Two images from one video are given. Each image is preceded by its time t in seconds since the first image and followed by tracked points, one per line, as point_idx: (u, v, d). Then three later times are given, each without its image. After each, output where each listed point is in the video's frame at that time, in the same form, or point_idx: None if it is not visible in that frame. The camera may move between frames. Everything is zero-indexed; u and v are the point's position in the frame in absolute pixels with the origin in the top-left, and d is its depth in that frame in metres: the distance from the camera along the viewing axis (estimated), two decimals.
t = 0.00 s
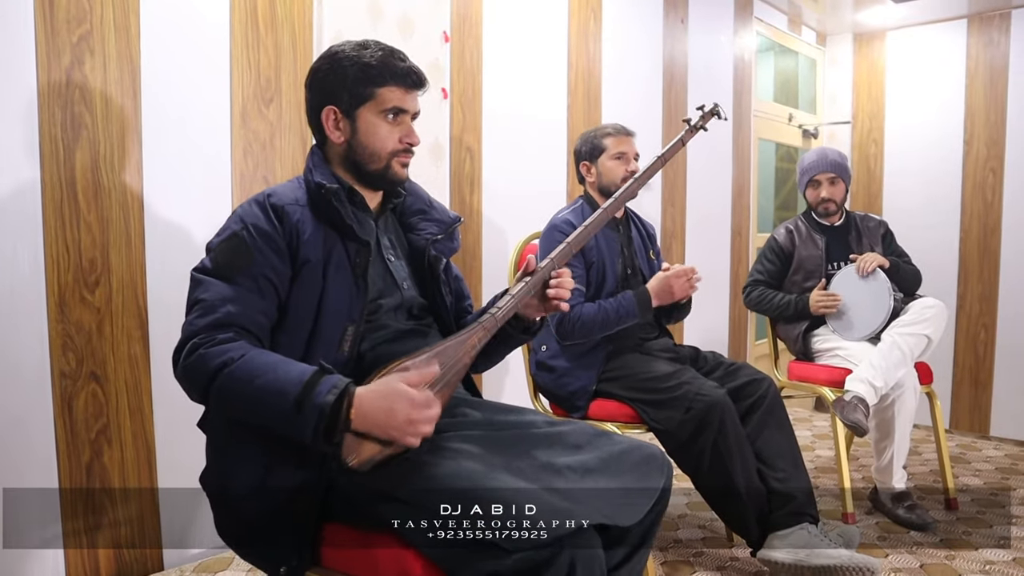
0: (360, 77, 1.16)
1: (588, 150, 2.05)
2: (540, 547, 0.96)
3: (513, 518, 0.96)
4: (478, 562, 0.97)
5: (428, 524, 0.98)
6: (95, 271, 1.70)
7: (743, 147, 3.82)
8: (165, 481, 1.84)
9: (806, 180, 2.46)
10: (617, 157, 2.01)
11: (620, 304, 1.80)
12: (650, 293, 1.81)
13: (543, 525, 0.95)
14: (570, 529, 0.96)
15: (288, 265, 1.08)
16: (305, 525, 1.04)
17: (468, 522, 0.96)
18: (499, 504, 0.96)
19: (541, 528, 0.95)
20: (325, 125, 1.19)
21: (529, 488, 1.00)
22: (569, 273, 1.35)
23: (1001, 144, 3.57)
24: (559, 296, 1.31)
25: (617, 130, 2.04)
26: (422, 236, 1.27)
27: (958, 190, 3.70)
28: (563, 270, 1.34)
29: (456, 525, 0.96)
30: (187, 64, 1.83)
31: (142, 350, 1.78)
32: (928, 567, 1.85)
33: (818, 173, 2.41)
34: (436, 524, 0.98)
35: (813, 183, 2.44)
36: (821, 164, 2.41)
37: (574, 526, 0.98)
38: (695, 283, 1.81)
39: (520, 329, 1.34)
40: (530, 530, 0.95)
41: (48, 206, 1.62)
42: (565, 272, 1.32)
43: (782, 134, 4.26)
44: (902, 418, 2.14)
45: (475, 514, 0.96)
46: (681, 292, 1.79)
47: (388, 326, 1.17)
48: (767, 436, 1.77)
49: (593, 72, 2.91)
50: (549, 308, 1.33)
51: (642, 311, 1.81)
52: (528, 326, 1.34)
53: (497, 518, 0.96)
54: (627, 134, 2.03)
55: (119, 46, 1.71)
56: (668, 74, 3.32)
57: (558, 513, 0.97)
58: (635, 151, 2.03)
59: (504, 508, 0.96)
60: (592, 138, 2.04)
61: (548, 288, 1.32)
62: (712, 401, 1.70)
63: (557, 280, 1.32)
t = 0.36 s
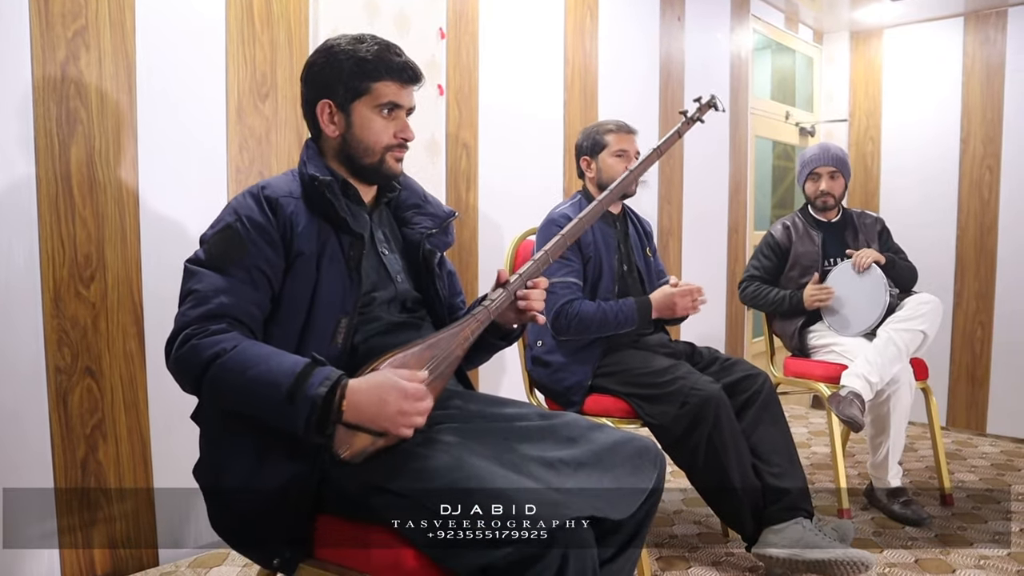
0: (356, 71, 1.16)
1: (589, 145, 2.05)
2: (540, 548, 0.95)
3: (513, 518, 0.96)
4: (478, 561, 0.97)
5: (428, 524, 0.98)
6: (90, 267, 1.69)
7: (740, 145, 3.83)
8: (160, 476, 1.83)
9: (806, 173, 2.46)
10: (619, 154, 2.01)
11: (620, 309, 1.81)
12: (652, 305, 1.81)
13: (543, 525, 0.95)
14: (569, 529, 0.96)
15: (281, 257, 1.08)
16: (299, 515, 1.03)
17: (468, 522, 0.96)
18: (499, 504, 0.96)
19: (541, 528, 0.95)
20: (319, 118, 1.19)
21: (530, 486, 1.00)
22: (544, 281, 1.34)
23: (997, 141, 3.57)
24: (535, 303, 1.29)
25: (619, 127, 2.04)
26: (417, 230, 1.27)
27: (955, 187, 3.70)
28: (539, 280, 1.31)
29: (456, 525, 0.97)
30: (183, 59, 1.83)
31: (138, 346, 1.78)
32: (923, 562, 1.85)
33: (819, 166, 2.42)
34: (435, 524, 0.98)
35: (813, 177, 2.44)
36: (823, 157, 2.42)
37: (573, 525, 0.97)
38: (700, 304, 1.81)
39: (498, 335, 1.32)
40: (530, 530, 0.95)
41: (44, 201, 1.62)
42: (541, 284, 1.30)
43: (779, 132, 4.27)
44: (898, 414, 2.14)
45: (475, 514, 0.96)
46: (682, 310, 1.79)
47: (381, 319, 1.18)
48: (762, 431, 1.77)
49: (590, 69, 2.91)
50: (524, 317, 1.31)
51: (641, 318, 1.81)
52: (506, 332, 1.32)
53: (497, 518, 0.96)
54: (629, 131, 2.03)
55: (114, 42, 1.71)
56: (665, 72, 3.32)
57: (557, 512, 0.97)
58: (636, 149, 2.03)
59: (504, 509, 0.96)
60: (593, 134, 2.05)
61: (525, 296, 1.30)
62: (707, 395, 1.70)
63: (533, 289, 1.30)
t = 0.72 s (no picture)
0: (347, 67, 1.16)
1: (589, 144, 2.06)
2: (539, 546, 0.97)
3: (513, 518, 0.96)
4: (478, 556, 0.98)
5: (428, 525, 0.99)
6: (89, 264, 1.70)
7: (738, 145, 3.83)
8: (159, 473, 1.84)
9: (804, 172, 2.46)
10: (619, 152, 2.02)
11: (616, 299, 1.81)
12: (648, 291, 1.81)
13: (543, 526, 0.97)
14: (570, 529, 0.98)
15: (277, 251, 1.09)
16: (297, 506, 1.04)
17: (468, 522, 0.97)
18: (499, 504, 0.97)
19: (541, 528, 0.96)
20: (312, 114, 1.20)
21: (530, 484, 1.00)
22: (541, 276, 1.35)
23: (995, 141, 3.58)
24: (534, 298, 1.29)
25: (619, 126, 2.05)
26: (413, 224, 1.28)
27: (953, 187, 3.71)
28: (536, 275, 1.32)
29: (456, 525, 0.97)
30: (182, 58, 1.84)
31: (136, 343, 1.78)
32: (918, 559, 1.86)
33: (818, 164, 2.42)
34: (436, 524, 0.99)
35: (812, 175, 2.45)
36: (822, 156, 2.43)
37: (573, 526, 0.98)
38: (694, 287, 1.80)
39: (494, 333, 1.32)
40: (530, 530, 0.96)
41: (42, 199, 1.63)
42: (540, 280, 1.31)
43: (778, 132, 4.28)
44: (893, 411, 2.15)
45: (474, 514, 0.97)
46: (677, 294, 1.78)
47: (378, 312, 1.19)
48: (758, 428, 1.78)
49: (588, 68, 2.91)
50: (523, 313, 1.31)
51: (638, 307, 1.82)
52: (503, 330, 1.32)
53: (497, 518, 0.96)
54: (629, 130, 2.04)
55: (112, 39, 1.72)
56: (663, 72, 3.33)
57: (558, 513, 0.98)
58: (636, 147, 2.04)
59: (504, 509, 0.96)
60: (594, 132, 2.05)
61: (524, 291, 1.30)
62: (703, 392, 1.71)
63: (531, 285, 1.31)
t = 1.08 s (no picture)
0: (361, 80, 1.16)
1: (587, 143, 2.06)
2: (538, 545, 0.98)
3: (513, 518, 0.97)
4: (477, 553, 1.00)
5: (428, 524, 1.00)
6: (89, 262, 1.71)
7: (735, 144, 3.84)
8: (158, 471, 1.85)
9: (808, 173, 2.45)
10: (616, 151, 2.03)
11: (612, 298, 1.82)
12: (643, 290, 1.81)
13: (543, 526, 0.98)
14: (570, 529, 1.00)
15: (277, 250, 1.10)
16: (295, 504, 1.05)
17: (468, 522, 0.98)
18: (499, 504, 0.97)
19: (541, 528, 0.98)
20: (321, 116, 1.21)
21: (528, 482, 1.00)
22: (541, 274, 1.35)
23: (992, 140, 3.59)
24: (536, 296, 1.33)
25: (616, 125, 2.06)
26: (412, 225, 1.29)
27: (950, 187, 3.72)
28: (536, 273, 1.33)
29: (456, 525, 0.98)
30: (181, 57, 1.85)
31: (136, 341, 1.79)
32: (914, 556, 1.87)
33: (823, 163, 2.43)
34: (436, 524, 1.00)
35: (816, 176, 2.44)
36: (822, 156, 2.45)
37: (572, 526, 1.00)
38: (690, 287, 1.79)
39: (491, 331, 1.34)
40: (530, 530, 0.97)
41: (42, 198, 1.64)
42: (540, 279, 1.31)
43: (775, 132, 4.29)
44: (890, 410, 2.16)
45: (474, 514, 0.97)
46: (675, 294, 1.77)
47: (377, 311, 1.20)
48: (755, 426, 1.79)
49: (586, 69, 2.92)
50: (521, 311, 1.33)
51: (633, 305, 1.82)
52: (500, 328, 1.34)
53: (497, 518, 0.97)
54: (626, 129, 2.05)
55: (112, 39, 1.72)
56: (661, 72, 3.34)
57: (558, 513, 0.99)
58: (634, 147, 2.05)
59: (504, 509, 0.97)
60: (592, 132, 2.06)
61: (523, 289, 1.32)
62: (700, 390, 1.72)
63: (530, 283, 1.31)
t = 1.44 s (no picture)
0: (355, 75, 1.18)
1: (586, 144, 2.08)
2: (537, 544, 1.00)
3: (513, 518, 0.98)
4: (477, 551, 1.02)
5: (429, 524, 1.02)
6: (92, 263, 1.72)
7: (735, 145, 3.85)
8: (160, 469, 1.86)
9: (813, 168, 2.45)
10: (615, 152, 2.04)
11: (610, 296, 1.83)
12: (640, 286, 1.84)
13: (543, 526, 0.99)
14: (570, 529, 1.01)
15: (278, 249, 1.11)
16: (296, 502, 1.06)
17: (468, 522, 0.99)
18: (499, 504, 0.98)
19: (541, 528, 0.99)
20: (318, 114, 1.22)
21: (528, 479, 1.01)
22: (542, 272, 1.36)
23: (992, 141, 3.59)
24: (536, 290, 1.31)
25: (615, 126, 2.07)
26: (411, 224, 1.30)
27: (950, 187, 3.72)
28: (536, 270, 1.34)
29: (456, 525, 1.00)
30: (184, 59, 1.86)
31: (139, 341, 1.80)
32: (913, 555, 1.88)
33: (826, 158, 2.44)
34: (437, 523, 1.01)
35: (822, 170, 2.44)
36: (823, 152, 2.47)
37: (572, 525, 1.01)
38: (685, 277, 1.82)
39: (498, 327, 1.34)
40: (530, 530, 0.99)
41: (46, 200, 1.65)
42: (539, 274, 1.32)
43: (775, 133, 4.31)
44: (889, 409, 2.17)
45: (474, 514, 0.99)
46: (671, 287, 1.81)
47: (378, 310, 1.21)
48: (754, 425, 1.80)
49: (586, 70, 2.94)
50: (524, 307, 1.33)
51: (631, 303, 1.84)
52: (505, 324, 1.34)
53: (497, 518, 0.98)
54: (625, 130, 2.06)
55: (115, 41, 1.74)
56: (661, 73, 3.35)
57: (558, 513, 1.00)
58: (632, 148, 2.06)
59: (504, 509, 0.98)
60: (591, 133, 2.07)
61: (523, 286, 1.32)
62: (699, 390, 1.73)
63: (530, 280, 1.32)
